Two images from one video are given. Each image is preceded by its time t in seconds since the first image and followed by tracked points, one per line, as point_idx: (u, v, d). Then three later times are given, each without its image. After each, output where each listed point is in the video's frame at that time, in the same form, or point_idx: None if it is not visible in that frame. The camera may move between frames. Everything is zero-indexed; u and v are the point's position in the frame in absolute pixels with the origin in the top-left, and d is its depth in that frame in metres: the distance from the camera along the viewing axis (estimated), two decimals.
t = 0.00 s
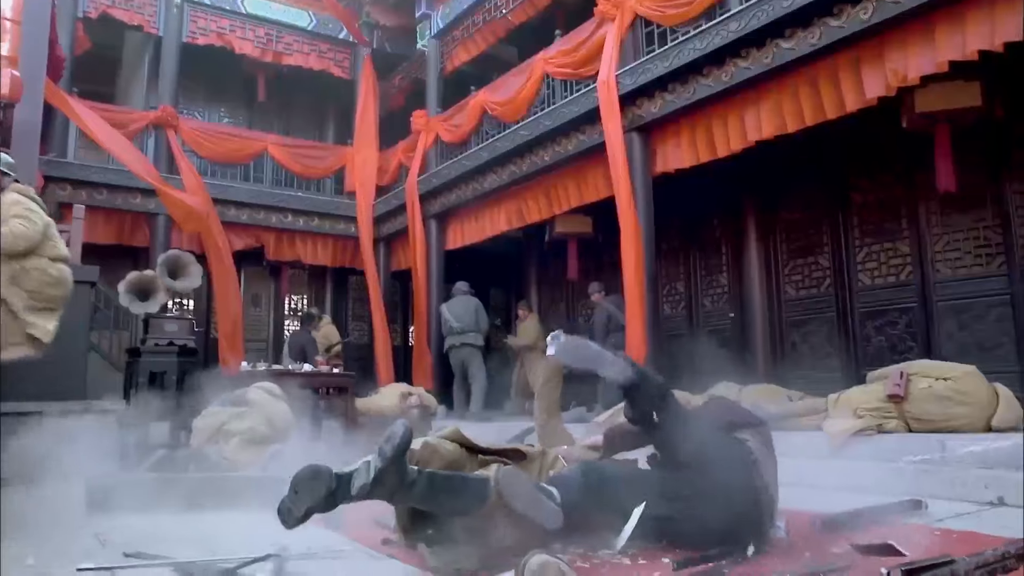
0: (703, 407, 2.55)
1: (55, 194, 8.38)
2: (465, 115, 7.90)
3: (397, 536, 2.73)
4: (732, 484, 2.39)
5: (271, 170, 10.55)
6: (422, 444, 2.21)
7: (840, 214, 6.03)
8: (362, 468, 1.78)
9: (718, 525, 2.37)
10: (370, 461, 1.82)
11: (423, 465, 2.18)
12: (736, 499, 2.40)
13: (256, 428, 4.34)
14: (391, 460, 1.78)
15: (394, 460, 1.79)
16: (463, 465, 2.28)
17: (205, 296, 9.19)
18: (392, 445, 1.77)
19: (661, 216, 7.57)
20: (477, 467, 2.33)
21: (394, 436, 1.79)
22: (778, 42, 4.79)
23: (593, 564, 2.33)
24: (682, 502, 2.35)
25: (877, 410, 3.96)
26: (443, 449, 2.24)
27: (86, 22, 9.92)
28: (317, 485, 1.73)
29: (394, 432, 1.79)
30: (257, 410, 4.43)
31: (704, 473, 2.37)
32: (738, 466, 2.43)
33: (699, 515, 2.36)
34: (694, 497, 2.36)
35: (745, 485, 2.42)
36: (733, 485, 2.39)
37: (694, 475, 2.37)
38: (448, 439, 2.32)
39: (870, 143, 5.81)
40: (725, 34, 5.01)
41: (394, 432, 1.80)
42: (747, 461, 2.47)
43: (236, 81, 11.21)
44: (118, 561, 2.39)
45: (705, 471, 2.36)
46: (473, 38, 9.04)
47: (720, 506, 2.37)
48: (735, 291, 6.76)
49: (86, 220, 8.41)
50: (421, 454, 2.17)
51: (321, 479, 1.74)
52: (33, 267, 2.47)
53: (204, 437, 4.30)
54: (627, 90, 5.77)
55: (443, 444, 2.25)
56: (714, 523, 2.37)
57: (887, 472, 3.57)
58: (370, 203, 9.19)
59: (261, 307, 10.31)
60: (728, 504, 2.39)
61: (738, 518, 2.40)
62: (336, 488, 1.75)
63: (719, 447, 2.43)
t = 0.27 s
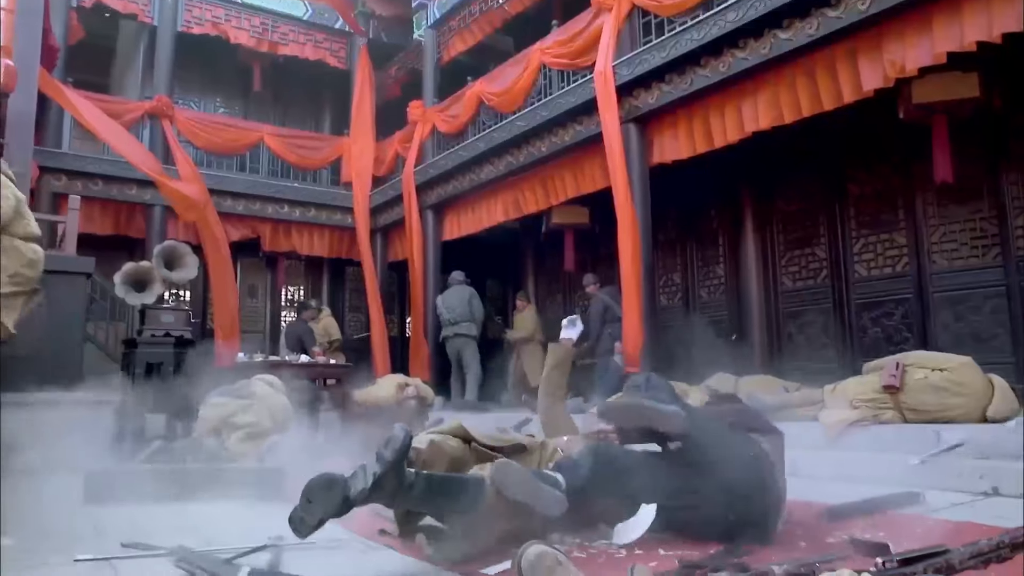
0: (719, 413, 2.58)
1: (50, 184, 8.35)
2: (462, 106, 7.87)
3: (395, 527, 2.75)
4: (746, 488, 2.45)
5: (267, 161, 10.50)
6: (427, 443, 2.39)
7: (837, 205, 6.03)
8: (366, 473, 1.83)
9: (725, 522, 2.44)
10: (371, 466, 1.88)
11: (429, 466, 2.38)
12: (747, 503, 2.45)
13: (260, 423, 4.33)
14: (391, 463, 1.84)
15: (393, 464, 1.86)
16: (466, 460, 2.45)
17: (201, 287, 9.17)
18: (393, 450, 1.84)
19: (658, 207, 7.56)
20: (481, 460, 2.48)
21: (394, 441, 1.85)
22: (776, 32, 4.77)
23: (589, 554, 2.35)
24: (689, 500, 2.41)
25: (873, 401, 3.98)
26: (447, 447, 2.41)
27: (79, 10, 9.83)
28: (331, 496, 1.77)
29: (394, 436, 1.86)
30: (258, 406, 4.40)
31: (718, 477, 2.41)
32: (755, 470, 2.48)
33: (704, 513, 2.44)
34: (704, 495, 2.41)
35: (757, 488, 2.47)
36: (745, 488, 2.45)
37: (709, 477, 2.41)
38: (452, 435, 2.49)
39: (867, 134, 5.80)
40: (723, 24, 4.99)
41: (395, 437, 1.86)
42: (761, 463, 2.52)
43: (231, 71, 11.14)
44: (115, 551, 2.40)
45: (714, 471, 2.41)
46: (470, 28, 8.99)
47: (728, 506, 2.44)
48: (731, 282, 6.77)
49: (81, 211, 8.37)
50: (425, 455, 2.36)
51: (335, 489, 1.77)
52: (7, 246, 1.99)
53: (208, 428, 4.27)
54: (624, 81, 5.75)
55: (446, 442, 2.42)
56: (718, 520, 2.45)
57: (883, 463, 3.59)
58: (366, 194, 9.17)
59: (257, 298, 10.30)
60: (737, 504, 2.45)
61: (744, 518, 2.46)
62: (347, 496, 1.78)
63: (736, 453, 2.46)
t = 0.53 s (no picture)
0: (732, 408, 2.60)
1: (48, 177, 8.32)
2: (460, 99, 7.85)
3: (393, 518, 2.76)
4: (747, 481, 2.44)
5: (265, 153, 10.47)
6: (434, 441, 2.15)
7: (836, 199, 6.03)
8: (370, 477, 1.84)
9: (731, 517, 2.45)
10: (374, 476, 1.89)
11: (433, 464, 2.13)
12: (752, 494, 2.45)
13: (264, 418, 4.38)
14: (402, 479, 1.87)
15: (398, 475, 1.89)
16: (469, 460, 2.26)
17: (200, 280, 9.17)
18: (399, 467, 1.86)
19: (658, 200, 7.56)
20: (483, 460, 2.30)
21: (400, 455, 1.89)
22: (776, 24, 4.75)
23: (588, 546, 2.36)
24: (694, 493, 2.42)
25: (871, 394, 3.99)
26: (452, 447, 2.19)
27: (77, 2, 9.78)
28: (333, 497, 1.80)
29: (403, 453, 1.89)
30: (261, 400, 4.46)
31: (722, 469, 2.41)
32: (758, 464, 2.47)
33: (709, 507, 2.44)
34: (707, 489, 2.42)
35: (762, 482, 2.46)
36: (750, 482, 2.45)
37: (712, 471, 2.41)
38: (457, 432, 2.29)
39: (866, 127, 5.79)
40: (722, 17, 4.96)
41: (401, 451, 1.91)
42: (769, 455, 2.53)
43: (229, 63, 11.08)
44: (114, 543, 2.40)
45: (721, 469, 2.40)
46: (470, 21, 8.95)
47: (733, 500, 2.44)
48: (730, 275, 6.77)
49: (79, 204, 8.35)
50: (434, 452, 2.12)
51: (338, 490, 1.81)
52: None
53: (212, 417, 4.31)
54: (623, 74, 5.73)
55: (452, 441, 2.21)
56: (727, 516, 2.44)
57: (880, 456, 3.61)
58: (365, 187, 9.15)
59: (256, 291, 10.29)
60: (743, 499, 2.44)
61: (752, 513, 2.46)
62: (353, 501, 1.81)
63: (744, 446, 2.46)
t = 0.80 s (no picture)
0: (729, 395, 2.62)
1: (47, 170, 8.31)
2: (460, 91, 7.82)
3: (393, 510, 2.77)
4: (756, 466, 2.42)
5: (265, 146, 10.45)
6: (436, 439, 2.09)
7: (836, 191, 6.02)
8: (364, 486, 1.87)
9: (739, 512, 2.44)
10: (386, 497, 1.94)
11: (434, 461, 2.08)
12: (761, 481, 2.42)
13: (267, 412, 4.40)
14: (390, 481, 1.94)
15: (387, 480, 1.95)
16: (473, 458, 2.16)
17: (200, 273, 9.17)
18: (422, 496, 1.91)
19: (657, 193, 7.55)
20: (488, 457, 2.20)
21: (390, 463, 1.96)
22: (776, 17, 4.73)
23: (587, 539, 2.38)
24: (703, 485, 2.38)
25: (871, 387, 4.00)
26: (456, 445, 2.10)
27: None
28: (329, 502, 1.79)
29: (429, 485, 1.94)
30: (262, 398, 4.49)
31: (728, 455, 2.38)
32: (763, 448, 2.45)
33: (720, 497, 2.40)
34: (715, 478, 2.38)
35: (769, 467, 2.44)
36: (757, 469, 2.42)
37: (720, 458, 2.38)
38: (463, 427, 2.16)
39: (867, 120, 5.78)
40: (723, 9, 4.94)
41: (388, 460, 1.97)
42: (778, 448, 2.50)
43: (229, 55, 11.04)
44: (116, 535, 2.42)
45: (730, 466, 2.38)
46: (469, 13, 8.92)
47: (742, 489, 2.41)
48: (730, 268, 6.77)
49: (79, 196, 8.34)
50: (434, 450, 2.07)
51: (334, 497, 1.79)
52: None
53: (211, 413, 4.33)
54: (623, 66, 5.72)
55: (457, 438, 2.11)
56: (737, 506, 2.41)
57: (881, 449, 3.62)
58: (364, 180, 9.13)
59: (256, 284, 10.29)
60: (752, 487, 2.41)
61: (761, 501, 2.44)
62: (344, 507, 1.80)
63: (749, 432, 2.46)
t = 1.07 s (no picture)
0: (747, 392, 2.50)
1: (46, 163, 8.29)
2: (460, 84, 7.80)
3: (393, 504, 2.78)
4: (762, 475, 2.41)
5: (264, 139, 10.42)
6: (439, 440, 2.05)
7: (837, 184, 6.01)
8: (364, 489, 1.81)
9: (740, 511, 2.43)
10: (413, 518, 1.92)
11: (437, 463, 2.06)
12: (763, 490, 2.43)
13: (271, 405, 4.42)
14: (389, 480, 1.88)
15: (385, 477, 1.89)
16: (478, 455, 2.16)
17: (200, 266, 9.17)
18: (456, 528, 1.89)
19: (657, 186, 7.54)
20: (494, 454, 2.19)
21: (392, 466, 1.89)
22: (777, 9, 4.71)
23: (586, 531, 2.40)
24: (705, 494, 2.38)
25: (870, 380, 3.99)
26: (459, 446, 2.10)
27: None
28: (324, 511, 1.73)
29: (461, 513, 1.91)
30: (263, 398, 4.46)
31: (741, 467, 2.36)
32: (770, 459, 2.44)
33: (721, 505, 2.39)
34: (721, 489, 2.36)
35: (774, 475, 2.43)
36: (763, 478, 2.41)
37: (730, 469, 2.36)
38: (467, 423, 2.16)
39: (867, 113, 5.76)
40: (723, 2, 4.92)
41: (390, 462, 1.90)
42: (781, 446, 2.47)
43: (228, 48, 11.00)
44: (116, 528, 2.42)
45: (732, 467, 2.36)
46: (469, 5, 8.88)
47: (743, 499, 2.40)
48: (730, 261, 6.76)
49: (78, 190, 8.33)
50: (437, 453, 2.04)
51: (330, 507, 1.73)
52: None
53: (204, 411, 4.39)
54: (623, 59, 5.70)
55: (459, 440, 2.10)
56: (736, 514, 2.40)
57: (881, 442, 3.63)
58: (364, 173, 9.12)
59: (256, 277, 10.28)
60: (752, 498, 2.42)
61: (758, 509, 2.45)
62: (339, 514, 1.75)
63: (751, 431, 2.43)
